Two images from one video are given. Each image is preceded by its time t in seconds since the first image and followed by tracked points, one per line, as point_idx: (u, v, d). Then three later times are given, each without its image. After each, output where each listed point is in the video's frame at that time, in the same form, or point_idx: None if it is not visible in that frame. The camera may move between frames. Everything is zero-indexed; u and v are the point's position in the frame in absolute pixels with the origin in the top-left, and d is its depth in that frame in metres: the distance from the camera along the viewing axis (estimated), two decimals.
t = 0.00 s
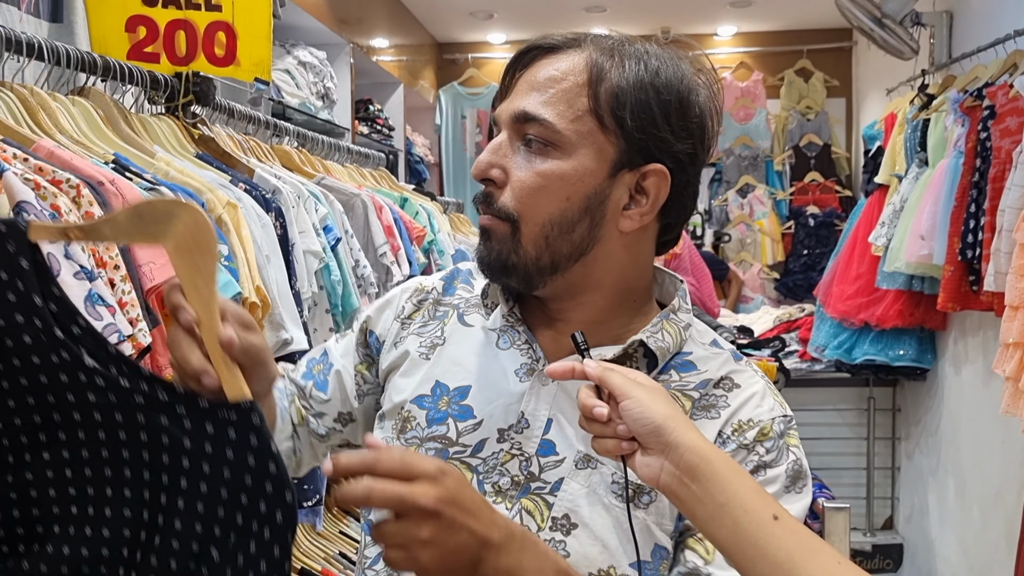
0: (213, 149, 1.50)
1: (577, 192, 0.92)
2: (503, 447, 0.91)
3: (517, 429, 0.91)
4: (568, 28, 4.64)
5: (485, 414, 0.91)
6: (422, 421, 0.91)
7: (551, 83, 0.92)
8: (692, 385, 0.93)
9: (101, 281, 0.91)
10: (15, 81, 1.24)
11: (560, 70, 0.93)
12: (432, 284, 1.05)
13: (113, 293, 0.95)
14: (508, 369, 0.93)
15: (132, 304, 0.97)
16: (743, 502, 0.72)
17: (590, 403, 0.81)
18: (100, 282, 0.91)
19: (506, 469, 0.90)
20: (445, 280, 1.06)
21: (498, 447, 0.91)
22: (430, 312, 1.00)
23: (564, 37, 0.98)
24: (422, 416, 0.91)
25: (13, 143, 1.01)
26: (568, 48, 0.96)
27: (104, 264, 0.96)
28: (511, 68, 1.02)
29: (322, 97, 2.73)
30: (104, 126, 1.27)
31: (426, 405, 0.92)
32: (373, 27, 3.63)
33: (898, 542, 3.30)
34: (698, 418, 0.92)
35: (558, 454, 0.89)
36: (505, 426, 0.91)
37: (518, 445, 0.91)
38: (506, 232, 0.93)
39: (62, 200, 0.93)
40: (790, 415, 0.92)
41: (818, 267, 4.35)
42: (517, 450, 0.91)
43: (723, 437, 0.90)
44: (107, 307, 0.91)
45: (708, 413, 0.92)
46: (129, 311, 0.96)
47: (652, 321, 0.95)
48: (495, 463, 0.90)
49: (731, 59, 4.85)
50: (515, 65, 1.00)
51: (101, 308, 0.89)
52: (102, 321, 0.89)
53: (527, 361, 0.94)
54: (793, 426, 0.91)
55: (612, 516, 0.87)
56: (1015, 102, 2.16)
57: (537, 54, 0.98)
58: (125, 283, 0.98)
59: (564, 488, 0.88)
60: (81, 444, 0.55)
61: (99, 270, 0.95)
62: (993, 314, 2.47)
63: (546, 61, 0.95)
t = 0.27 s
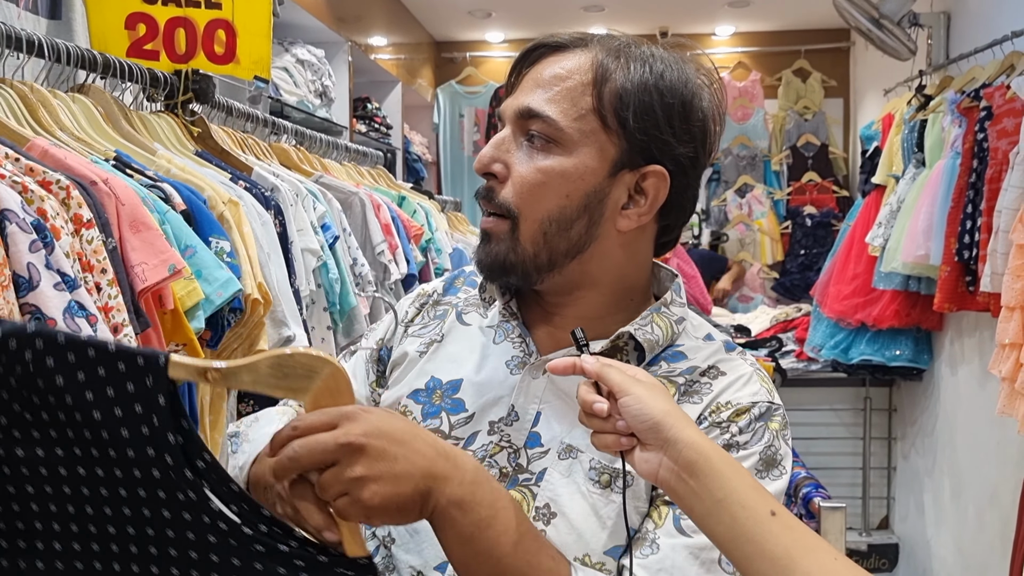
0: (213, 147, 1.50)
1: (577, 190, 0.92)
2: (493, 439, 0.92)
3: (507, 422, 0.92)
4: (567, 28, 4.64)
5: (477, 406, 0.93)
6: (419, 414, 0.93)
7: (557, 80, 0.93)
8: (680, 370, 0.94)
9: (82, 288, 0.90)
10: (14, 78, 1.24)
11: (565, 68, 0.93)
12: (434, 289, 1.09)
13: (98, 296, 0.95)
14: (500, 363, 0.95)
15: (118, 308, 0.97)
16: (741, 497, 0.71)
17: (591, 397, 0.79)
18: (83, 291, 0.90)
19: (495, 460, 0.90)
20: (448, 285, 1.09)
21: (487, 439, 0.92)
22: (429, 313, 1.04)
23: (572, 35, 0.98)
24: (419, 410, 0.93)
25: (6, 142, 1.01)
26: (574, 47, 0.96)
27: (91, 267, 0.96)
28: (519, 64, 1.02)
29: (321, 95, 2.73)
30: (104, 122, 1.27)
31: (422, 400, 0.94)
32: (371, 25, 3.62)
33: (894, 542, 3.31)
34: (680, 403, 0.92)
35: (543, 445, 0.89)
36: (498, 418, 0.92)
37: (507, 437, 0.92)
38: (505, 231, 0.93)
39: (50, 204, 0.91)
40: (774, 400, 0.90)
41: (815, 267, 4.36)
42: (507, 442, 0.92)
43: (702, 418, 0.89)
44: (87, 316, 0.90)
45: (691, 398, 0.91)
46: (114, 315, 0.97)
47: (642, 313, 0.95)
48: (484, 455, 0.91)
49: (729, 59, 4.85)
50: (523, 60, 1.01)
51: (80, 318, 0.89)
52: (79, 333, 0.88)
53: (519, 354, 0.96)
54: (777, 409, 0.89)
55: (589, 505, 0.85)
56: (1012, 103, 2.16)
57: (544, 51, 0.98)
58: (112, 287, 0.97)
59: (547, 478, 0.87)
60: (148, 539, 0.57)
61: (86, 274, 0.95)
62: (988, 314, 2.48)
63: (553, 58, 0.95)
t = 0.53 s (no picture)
0: (214, 145, 1.50)
1: (573, 189, 0.92)
2: (500, 443, 0.90)
3: (512, 425, 0.91)
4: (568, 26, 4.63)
5: (484, 411, 0.91)
6: (426, 419, 0.91)
7: (556, 78, 0.92)
8: (687, 380, 0.94)
9: (71, 291, 0.92)
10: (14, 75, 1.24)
11: (564, 66, 0.93)
12: (435, 275, 1.02)
13: (86, 299, 0.96)
14: (504, 365, 0.93)
15: (108, 310, 0.98)
16: (748, 499, 0.72)
17: (599, 399, 0.80)
18: (72, 293, 0.92)
19: (502, 464, 0.90)
20: (450, 270, 1.04)
21: (494, 443, 0.91)
22: (433, 306, 0.98)
23: (570, 32, 0.97)
24: (427, 415, 0.92)
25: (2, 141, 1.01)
26: (573, 44, 0.96)
27: (82, 269, 0.97)
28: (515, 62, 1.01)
29: (321, 93, 2.73)
30: (104, 121, 1.26)
31: (430, 404, 0.92)
32: (372, 23, 3.62)
33: (893, 542, 3.32)
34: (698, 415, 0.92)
35: (552, 449, 0.90)
36: (503, 422, 0.91)
37: (513, 442, 0.91)
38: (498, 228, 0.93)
39: (42, 204, 0.93)
40: (790, 405, 0.93)
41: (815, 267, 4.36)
42: (513, 446, 0.91)
43: (724, 431, 0.90)
44: (75, 320, 0.92)
45: (707, 409, 0.92)
46: (103, 318, 0.97)
47: (648, 318, 0.95)
48: (491, 459, 0.90)
49: (730, 59, 4.85)
50: (521, 59, 1.00)
51: (66, 323, 0.91)
52: (64, 337, 0.90)
53: (522, 357, 0.93)
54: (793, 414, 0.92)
55: (605, 510, 0.88)
56: (1014, 104, 2.16)
57: (542, 48, 0.97)
58: (103, 289, 0.98)
59: (559, 482, 0.89)
60: None
61: (77, 275, 0.96)
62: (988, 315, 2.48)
63: (551, 55, 0.95)
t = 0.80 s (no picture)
0: (214, 143, 1.50)
1: (570, 195, 0.92)
2: (503, 447, 0.91)
3: (515, 429, 0.91)
4: (568, 26, 4.63)
5: (485, 414, 0.91)
6: (426, 423, 0.91)
7: (554, 81, 0.92)
8: (690, 386, 0.93)
9: (70, 290, 0.93)
10: (15, 74, 1.24)
11: (562, 68, 0.93)
12: (442, 269, 1.02)
13: (84, 300, 0.96)
14: (503, 368, 0.93)
15: (107, 310, 0.98)
16: (759, 503, 0.74)
17: (608, 403, 0.81)
18: (71, 293, 0.93)
19: (505, 469, 0.90)
20: (456, 266, 1.03)
21: (497, 447, 0.91)
22: (437, 305, 0.98)
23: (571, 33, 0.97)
24: (427, 418, 0.91)
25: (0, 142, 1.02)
26: (572, 46, 0.96)
27: (81, 268, 0.97)
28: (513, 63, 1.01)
29: (321, 92, 2.73)
30: (105, 120, 1.25)
31: (429, 408, 0.92)
32: (372, 23, 3.62)
33: (890, 543, 3.32)
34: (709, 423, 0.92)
35: (556, 452, 0.91)
36: (506, 427, 0.91)
37: (518, 446, 0.91)
38: (497, 237, 0.94)
39: (42, 202, 0.93)
40: (793, 402, 0.94)
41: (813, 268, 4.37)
42: (517, 450, 0.91)
43: (740, 441, 0.91)
44: (74, 319, 0.93)
45: (718, 413, 0.92)
46: (102, 318, 0.98)
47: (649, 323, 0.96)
48: (494, 464, 0.90)
49: (730, 59, 4.85)
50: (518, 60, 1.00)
51: (65, 323, 0.92)
52: (64, 337, 0.91)
53: (522, 360, 0.93)
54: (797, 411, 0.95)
55: (613, 511, 0.89)
56: (1013, 105, 2.17)
57: (540, 49, 0.97)
58: (101, 288, 0.99)
59: (565, 485, 0.89)
60: None
61: (75, 275, 0.96)
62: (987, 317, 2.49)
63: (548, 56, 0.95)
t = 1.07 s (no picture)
0: (214, 143, 1.50)
1: (568, 203, 0.92)
2: (503, 453, 0.91)
3: (516, 435, 0.91)
4: (568, 26, 4.63)
5: (484, 420, 0.91)
6: (423, 429, 0.91)
7: (544, 87, 0.91)
8: (689, 387, 0.93)
9: (77, 286, 0.94)
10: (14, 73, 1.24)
11: (553, 73, 0.91)
12: (439, 274, 1.03)
13: (92, 295, 0.96)
14: (501, 373, 0.93)
15: (115, 306, 0.98)
16: (765, 504, 0.74)
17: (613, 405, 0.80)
18: (78, 288, 0.94)
19: (506, 475, 0.90)
20: (452, 271, 1.04)
21: (498, 453, 0.91)
22: (430, 308, 0.98)
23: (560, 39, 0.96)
24: (423, 424, 0.91)
25: None
26: (561, 49, 0.94)
27: (89, 264, 0.97)
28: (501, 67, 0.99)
29: (321, 92, 2.73)
30: (105, 118, 1.26)
31: (426, 414, 0.92)
32: (371, 23, 3.62)
33: (888, 543, 3.33)
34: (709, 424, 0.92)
35: (558, 457, 0.90)
36: (506, 432, 0.91)
37: (518, 451, 0.91)
38: (493, 247, 0.94)
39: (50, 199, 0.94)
40: (784, 403, 0.96)
41: (812, 268, 4.37)
42: (518, 455, 0.91)
43: (743, 442, 0.91)
44: (82, 314, 0.94)
45: (717, 415, 0.92)
46: (110, 314, 0.97)
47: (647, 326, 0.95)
48: (494, 470, 0.90)
49: (729, 60, 4.86)
50: (505, 64, 0.98)
51: (73, 317, 0.92)
52: (72, 331, 0.91)
53: (521, 364, 0.94)
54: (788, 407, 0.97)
55: (616, 512, 0.90)
56: (1011, 107, 2.17)
57: (528, 54, 0.96)
58: (109, 284, 0.98)
59: (567, 491, 0.89)
60: None
61: (83, 271, 0.96)
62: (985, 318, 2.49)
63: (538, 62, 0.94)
